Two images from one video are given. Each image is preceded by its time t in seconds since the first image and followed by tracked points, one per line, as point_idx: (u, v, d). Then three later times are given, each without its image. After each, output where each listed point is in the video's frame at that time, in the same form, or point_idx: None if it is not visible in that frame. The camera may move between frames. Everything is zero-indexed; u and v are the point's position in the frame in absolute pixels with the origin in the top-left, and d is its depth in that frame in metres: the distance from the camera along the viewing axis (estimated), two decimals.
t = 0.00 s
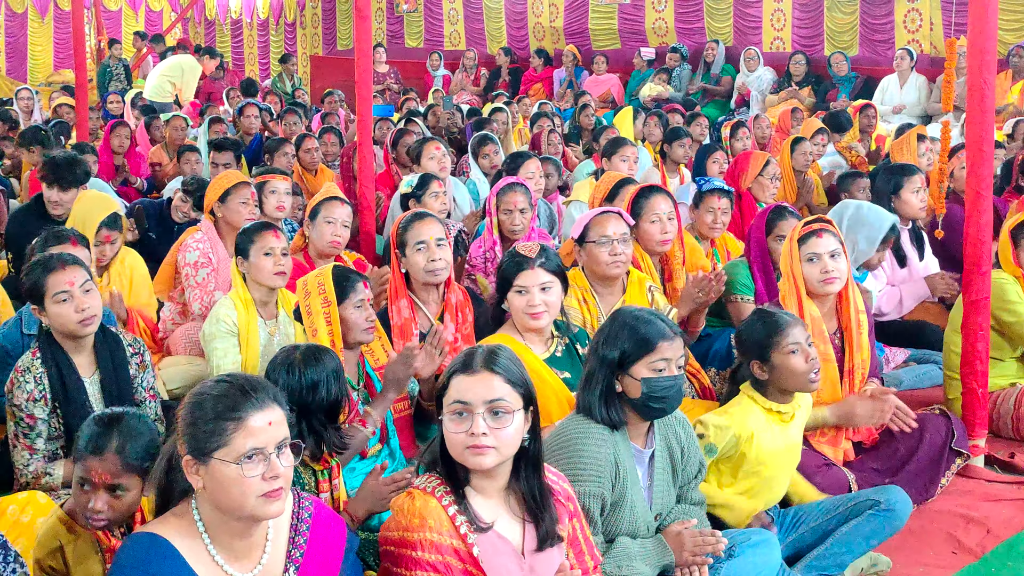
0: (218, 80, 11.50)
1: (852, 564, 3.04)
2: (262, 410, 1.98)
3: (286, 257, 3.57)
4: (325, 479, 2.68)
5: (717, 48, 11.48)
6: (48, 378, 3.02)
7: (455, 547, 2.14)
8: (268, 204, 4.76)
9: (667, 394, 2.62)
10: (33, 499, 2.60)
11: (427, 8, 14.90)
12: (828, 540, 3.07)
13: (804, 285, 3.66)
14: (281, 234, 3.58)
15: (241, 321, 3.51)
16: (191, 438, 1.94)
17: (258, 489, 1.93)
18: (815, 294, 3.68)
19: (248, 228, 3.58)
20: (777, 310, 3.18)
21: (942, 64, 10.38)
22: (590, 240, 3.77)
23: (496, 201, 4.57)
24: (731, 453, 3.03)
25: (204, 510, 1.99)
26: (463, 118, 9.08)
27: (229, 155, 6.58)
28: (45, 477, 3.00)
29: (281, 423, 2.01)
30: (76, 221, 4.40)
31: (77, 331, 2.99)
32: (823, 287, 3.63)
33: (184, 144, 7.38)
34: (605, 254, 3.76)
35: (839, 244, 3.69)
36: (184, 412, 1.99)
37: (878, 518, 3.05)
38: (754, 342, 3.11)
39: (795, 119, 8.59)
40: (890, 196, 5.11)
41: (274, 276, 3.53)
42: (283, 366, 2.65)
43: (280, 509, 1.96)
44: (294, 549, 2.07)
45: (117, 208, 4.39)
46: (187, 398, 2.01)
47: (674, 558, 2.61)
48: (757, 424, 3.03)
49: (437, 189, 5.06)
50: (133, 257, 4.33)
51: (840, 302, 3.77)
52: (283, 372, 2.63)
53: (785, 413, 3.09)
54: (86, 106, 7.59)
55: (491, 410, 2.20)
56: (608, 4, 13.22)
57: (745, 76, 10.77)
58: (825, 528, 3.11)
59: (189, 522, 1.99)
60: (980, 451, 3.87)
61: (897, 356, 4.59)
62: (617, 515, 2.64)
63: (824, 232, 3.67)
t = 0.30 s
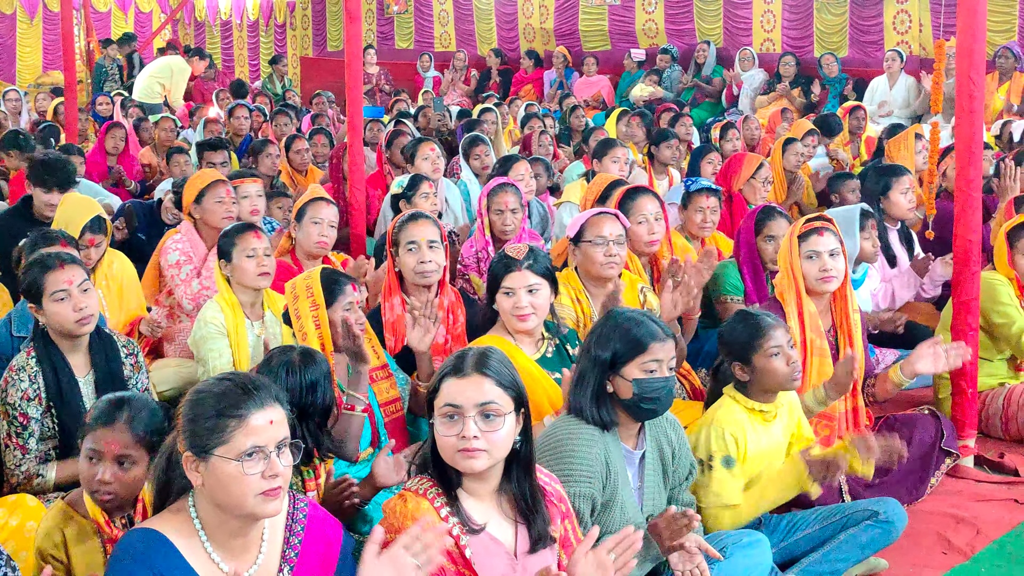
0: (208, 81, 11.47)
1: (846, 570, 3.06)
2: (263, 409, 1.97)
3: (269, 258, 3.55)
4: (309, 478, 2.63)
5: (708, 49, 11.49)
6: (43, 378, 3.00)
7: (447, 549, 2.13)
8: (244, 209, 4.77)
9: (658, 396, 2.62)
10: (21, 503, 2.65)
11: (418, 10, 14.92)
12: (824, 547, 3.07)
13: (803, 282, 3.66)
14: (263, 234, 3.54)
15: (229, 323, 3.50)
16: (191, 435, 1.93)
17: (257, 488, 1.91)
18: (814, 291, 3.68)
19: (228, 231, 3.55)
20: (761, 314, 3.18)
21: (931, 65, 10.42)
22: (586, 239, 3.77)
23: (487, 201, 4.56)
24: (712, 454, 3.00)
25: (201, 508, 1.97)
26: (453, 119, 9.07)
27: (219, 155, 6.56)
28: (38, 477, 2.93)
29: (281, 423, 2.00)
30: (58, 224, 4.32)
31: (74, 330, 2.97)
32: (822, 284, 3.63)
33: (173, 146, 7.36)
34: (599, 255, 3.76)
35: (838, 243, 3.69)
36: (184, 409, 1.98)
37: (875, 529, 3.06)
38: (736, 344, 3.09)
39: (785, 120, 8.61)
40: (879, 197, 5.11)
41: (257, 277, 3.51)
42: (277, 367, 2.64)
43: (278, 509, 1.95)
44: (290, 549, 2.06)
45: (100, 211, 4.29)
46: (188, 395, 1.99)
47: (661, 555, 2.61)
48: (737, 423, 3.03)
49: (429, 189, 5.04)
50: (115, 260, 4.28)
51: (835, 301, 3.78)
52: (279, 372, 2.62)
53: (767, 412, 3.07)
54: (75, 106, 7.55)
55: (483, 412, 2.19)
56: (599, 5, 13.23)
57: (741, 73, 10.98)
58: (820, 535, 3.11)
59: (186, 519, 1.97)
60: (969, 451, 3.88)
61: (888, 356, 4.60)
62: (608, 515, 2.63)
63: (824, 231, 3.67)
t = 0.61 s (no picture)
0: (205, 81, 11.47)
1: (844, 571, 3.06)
2: (270, 408, 1.97)
3: (257, 261, 3.54)
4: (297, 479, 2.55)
5: (705, 49, 11.49)
6: (50, 373, 2.99)
7: (452, 545, 2.11)
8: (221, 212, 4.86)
9: (649, 399, 2.62)
10: (20, 503, 2.62)
11: (415, 10, 14.97)
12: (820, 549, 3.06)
13: (812, 279, 3.66)
14: (249, 239, 3.53)
15: (218, 331, 3.50)
16: (197, 434, 1.92)
17: (262, 486, 1.91)
18: (823, 291, 3.68)
19: (214, 235, 3.54)
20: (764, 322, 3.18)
21: (928, 66, 10.42)
22: (586, 240, 3.76)
23: (484, 202, 4.56)
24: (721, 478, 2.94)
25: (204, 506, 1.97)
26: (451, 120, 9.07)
27: (216, 155, 6.55)
28: (14, 477, 2.93)
29: (287, 423, 2.00)
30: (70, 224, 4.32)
31: (86, 326, 2.98)
32: (831, 283, 3.63)
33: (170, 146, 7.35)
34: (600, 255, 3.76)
35: (847, 242, 3.69)
36: (190, 407, 1.98)
37: (872, 528, 3.08)
38: (737, 351, 3.09)
39: (782, 120, 8.61)
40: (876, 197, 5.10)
41: (247, 282, 3.51)
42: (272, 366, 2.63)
43: (282, 508, 1.95)
44: (291, 549, 2.06)
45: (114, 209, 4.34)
46: (194, 394, 1.99)
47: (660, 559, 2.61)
48: (740, 444, 2.96)
49: (431, 189, 5.03)
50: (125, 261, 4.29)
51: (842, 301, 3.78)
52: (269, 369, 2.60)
53: (772, 432, 2.99)
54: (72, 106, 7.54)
55: (488, 411, 2.18)
56: (596, 5, 13.24)
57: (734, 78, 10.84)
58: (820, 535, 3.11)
59: (188, 517, 1.97)
60: (966, 451, 3.89)
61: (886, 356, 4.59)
62: (603, 518, 2.63)
63: (834, 230, 3.67)
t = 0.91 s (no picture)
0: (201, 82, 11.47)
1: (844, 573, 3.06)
2: (261, 406, 1.97)
3: (246, 262, 3.52)
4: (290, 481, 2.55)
5: (701, 49, 11.49)
6: (54, 371, 2.98)
7: (455, 542, 2.11)
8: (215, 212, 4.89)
9: (641, 401, 2.61)
10: (14, 504, 2.59)
11: (412, 11, 15.03)
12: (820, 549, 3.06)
13: (806, 280, 3.65)
14: (238, 241, 3.53)
15: (213, 334, 3.49)
16: (187, 434, 1.92)
17: (255, 485, 1.91)
18: (816, 291, 3.67)
19: (202, 237, 3.53)
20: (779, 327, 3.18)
21: (924, 66, 10.43)
22: (575, 243, 3.76)
23: (480, 202, 4.55)
24: (729, 485, 2.92)
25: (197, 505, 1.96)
26: (448, 121, 9.07)
27: (213, 155, 6.55)
28: (34, 473, 2.91)
29: (279, 421, 1.99)
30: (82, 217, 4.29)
31: (93, 325, 2.98)
32: (824, 283, 3.63)
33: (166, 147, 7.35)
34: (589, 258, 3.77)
35: (840, 241, 3.69)
36: (181, 408, 1.97)
37: (871, 532, 3.07)
38: (755, 352, 3.08)
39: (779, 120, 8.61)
40: (871, 198, 5.10)
41: (236, 284, 3.49)
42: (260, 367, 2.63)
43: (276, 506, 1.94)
44: (285, 548, 2.05)
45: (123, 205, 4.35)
46: (185, 394, 1.98)
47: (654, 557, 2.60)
48: (752, 451, 2.94)
49: (432, 188, 5.03)
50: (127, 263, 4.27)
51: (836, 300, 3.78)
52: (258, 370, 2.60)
53: (781, 440, 3.02)
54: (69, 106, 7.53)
55: (494, 409, 2.18)
56: (593, 6, 13.25)
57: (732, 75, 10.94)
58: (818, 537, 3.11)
59: (182, 518, 1.97)
60: (963, 451, 3.89)
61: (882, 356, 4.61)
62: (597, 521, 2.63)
63: (827, 230, 3.67)
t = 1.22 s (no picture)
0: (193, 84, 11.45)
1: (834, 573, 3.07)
2: (240, 412, 1.96)
3: (241, 264, 3.52)
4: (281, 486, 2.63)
5: (693, 50, 11.51)
6: (49, 372, 2.96)
7: (452, 541, 2.11)
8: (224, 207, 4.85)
9: (629, 402, 2.61)
10: (6, 507, 2.57)
11: (404, 13, 15.07)
12: (811, 550, 3.07)
13: (792, 286, 3.66)
14: (234, 242, 3.52)
15: (204, 336, 3.48)
16: (167, 442, 1.91)
17: (236, 491, 1.90)
18: (804, 296, 3.69)
19: (200, 238, 3.53)
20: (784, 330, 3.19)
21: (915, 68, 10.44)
22: (565, 245, 3.75)
23: (472, 205, 4.55)
24: (733, 492, 2.92)
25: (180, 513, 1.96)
26: (440, 123, 9.06)
27: (205, 157, 6.53)
28: (28, 470, 2.86)
29: (259, 426, 1.98)
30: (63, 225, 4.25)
31: (86, 329, 2.96)
32: (811, 289, 3.64)
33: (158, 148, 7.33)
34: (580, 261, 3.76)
35: (827, 246, 3.69)
36: (160, 416, 1.96)
37: (859, 533, 3.07)
38: (759, 356, 3.09)
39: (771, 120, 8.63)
40: (863, 199, 5.10)
41: (232, 286, 3.49)
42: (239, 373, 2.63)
43: (259, 512, 1.94)
44: (272, 552, 2.04)
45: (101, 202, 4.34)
46: (163, 402, 1.98)
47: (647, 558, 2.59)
48: (759, 460, 2.94)
49: (425, 189, 5.02)
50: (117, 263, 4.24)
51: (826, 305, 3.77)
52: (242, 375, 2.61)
53: (786, 448, 3.03)
54: (60, 108, 7.50)
55: (493, 409, 2.18)
56: (584, 7, 13.26)
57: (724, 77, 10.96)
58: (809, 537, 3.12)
59: (166, 526, 1.96)
60: (954, 452, 3.90)
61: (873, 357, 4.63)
62: (588, 522, 2.63)
63: (814, 235, 3.68)
